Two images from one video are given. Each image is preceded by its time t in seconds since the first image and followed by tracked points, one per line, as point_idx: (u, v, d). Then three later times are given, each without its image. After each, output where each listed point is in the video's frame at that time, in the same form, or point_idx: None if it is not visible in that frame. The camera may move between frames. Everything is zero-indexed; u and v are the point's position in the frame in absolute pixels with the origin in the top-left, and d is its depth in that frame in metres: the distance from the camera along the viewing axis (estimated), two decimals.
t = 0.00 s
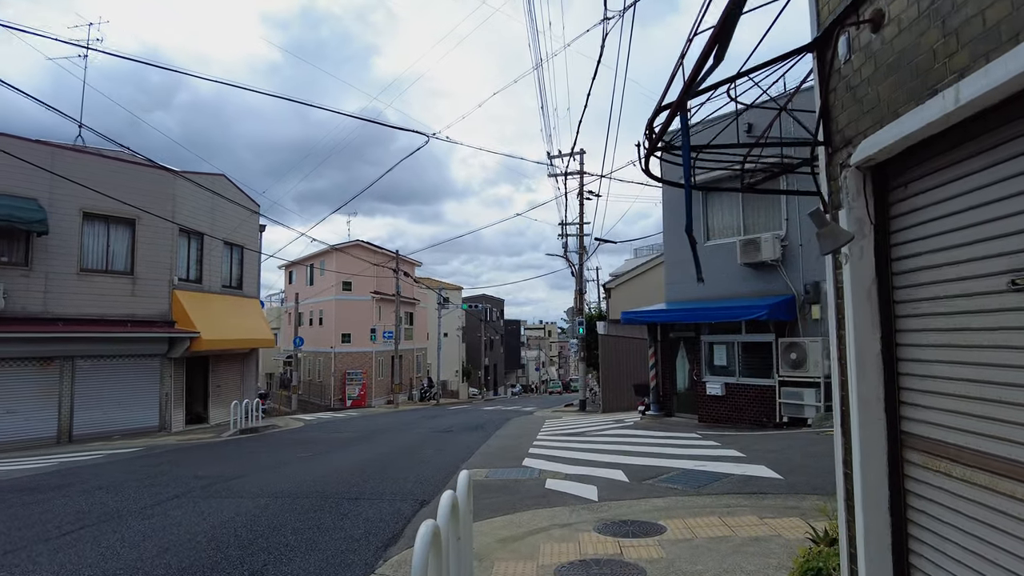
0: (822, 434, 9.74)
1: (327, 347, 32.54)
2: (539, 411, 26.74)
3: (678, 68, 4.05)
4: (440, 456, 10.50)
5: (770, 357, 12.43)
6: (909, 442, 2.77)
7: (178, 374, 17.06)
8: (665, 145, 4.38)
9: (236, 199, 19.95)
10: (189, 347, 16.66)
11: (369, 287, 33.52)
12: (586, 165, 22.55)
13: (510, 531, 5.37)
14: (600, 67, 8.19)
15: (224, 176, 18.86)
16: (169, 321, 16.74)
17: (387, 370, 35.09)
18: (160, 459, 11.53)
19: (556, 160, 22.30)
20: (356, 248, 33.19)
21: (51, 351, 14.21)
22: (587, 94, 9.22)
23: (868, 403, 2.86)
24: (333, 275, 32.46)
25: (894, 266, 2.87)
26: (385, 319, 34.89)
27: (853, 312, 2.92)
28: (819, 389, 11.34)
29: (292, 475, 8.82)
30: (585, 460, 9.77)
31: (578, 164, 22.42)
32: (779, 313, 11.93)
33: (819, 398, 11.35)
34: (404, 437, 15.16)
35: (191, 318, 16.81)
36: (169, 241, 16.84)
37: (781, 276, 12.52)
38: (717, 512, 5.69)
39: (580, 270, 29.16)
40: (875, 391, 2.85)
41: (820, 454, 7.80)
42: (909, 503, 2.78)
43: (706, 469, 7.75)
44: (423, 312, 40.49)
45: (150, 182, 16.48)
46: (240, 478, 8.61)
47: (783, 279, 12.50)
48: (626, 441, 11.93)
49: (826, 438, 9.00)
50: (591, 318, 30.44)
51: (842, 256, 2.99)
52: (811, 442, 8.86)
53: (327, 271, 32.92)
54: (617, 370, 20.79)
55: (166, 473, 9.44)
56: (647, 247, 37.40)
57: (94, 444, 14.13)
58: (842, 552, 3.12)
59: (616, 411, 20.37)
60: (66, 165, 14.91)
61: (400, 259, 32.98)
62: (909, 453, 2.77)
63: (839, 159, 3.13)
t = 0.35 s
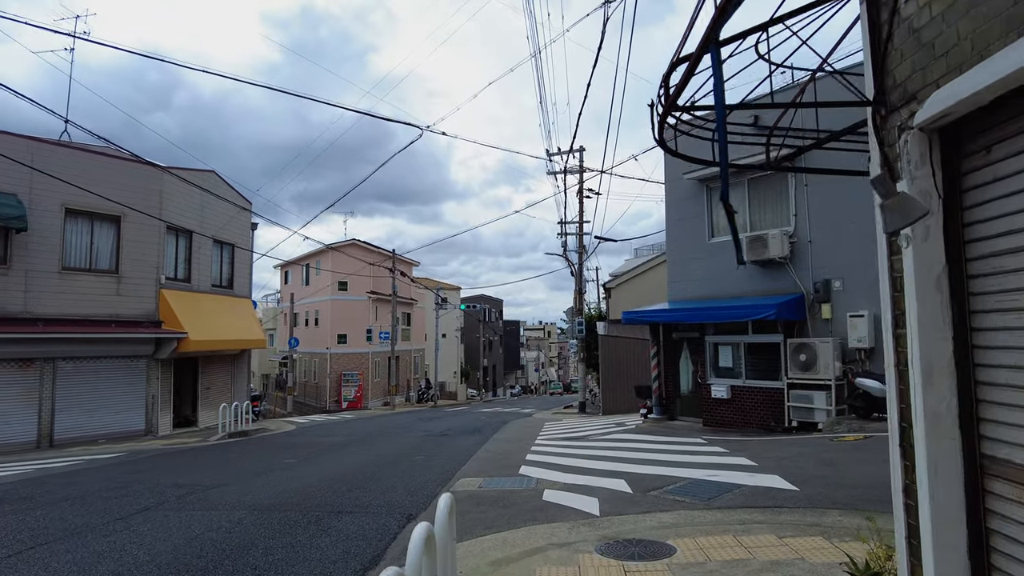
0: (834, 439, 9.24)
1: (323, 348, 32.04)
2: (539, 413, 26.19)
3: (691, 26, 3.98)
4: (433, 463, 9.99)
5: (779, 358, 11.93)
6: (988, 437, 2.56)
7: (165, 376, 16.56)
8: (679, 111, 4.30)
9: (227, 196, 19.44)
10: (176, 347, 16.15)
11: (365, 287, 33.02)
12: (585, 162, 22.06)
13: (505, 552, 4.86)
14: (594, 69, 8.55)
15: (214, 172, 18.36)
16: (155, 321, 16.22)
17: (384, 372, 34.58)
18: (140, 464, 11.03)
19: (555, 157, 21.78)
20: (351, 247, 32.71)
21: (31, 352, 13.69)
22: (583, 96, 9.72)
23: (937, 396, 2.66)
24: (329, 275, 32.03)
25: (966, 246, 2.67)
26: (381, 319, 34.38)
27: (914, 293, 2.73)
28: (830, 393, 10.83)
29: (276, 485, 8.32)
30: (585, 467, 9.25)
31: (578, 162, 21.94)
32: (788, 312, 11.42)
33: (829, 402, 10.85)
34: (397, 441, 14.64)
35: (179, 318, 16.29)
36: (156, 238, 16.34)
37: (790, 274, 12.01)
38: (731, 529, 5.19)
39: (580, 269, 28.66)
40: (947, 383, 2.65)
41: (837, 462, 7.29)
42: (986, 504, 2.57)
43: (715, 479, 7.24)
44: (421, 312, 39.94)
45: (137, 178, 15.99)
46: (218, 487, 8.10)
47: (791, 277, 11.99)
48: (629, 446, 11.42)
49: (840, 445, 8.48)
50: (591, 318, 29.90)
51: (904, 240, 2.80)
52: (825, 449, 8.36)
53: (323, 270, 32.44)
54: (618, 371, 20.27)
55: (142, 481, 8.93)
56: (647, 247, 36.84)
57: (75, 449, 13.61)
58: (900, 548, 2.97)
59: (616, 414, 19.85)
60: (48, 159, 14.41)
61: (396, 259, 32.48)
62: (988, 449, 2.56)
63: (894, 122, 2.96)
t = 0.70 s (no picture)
0: (849, 443, 8.67)
1: (318, 347, 31.51)
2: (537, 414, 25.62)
3: None
4: (423, 468, 9.43)
5: (787, 357, 11.39)
6: None
7: (151, 375, 16.03)
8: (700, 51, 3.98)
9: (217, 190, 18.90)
10: (161, 346, 15.60)
11: (361, 285, 32.49)
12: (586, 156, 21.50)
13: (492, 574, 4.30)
14: (599, 47, 8.55)
15: (204, 165, 17.81)
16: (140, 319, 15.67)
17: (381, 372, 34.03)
18: (116, 468, 10.48)
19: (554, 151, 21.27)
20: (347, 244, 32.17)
21: (7, 350, 13.13)
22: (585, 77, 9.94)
23: None
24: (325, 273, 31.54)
25: None
26: (378, 318, 33.85)
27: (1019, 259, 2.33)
28: (842, 393, 10.27)
29: (255, 492, 7.80)
30: (583, 472, 8.70)
31: (578, 157, 21.39)
32: (798, 309, 10.87)
33: (842, 403, 10.29)
34: (389, 444, 14.09)
35: (165, 316, 15.74)
36: (142, 233, 15.79)
37: (800, 269, 11.46)
38: (747, 548, 4.64)
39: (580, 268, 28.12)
40: None
41: (856, 469, 6.73)
42: None
43: (725, 487, 6.69)
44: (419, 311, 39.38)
45: (122, 171, 15.43)
46: (190, 494, 7.55)
47: (801, 272, 11.44)
48: (630, 449, 10.88)
49: (856, 450, 7.93)
50: (591, 318, 29.35)
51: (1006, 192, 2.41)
52: (840, 454, 7.81)
53: (319, 268, 31.93)
54: (618, 371, 19.71)
55: (111, 487, 8.37)
56: (647, 246, 36.28)
57: (53, 451, 13.06)
58: (995, 554, 2.61)
59: (616, 415, 19.29)
60: (28, 150, 13.84)
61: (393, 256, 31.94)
62: None
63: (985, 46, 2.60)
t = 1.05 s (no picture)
0: (863, 445, 8.18)
1: (313, 346, 30.98)
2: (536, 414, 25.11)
3: None
4: (412, 473, 8.92)
5: (795, 355, 10.91)
6: None
7: (135, 374, 15.51)
8: None
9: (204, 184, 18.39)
10: (146, 344, 15.09)
11: (356, 283, 31.98)
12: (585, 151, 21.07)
13: None
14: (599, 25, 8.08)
15: (191, 158, 17.32)
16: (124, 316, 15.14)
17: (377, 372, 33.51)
18: (90, 471, 9.97)
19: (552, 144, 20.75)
20: (342, 241, 31.62)
21: None
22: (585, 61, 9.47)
23: None
24: (319, 270, 30.95)
25: None
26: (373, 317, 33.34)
27: None
28: (854, 393, 9.79)
29: (231, 498, 7.29)
30: (582, 476, 8.19)
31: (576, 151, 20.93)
32: (807, 304, 10.38)
33: (853, 403, 9.80)
34: (380, 446, 13.60)
35: (149, 313, 15.22)
36: (126, 228, 15.27)
37: (807, 263, 10.99)
38: (765, 566, 4.13)
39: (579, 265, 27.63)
40: None
41: (875, 473, 6.23)
42: None
43: (734, 494, 6.19)
44: (415, 309, 38.87)
45: (106, 163, 14.91)
46: (160, 502, 7.04)
47: (809, 266, 10.96)
48: (631, 450, 10.38)
49: (873, 453, 7.42)
50: (590, 317, 28.86)
51: None
52: (855, 456, 7.33)
53: (313, 265, 31.36)
54: (618, 369, 19.20)
55: (79, 492, 7.87)
56: (647, 244, 35.84)
57: (30, 453, 12.54)
58: None
59: (616, 414, 18.79)
60: (6, 141, 13.31)
61: (389, 253, 31.44)
62: None
63: None
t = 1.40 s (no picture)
0: (882, 452, 7.69)
1: (308, 346, 30.52)
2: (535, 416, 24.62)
3: None
4: (404, 480, 8.44)
5: (806, 356, 10.42)
6: None
7: (120, 375, 15.01)
8: None
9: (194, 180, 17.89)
10: (132, 345, 14.59)
11: (353, 282, 31.49)
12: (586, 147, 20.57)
13: None
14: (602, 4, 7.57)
15: (180, 153, 16.82)
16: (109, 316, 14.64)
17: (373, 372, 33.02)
18: (67, 478, 9.48)
19: (552, 139, 20.23)
20: (338, 240, 31.13)
21: None
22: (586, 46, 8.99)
23: None
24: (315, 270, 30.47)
25: None
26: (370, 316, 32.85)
27: None
28: (869, 396, 9.31)
29: (207, 510, 6.79)
30: (584, 484, 7.71)
31: (577, 147, 20.45)
32: (819, 303, 9.89)
33: (869, 407, 9.31)
34: (374, 450, 13.12)
35: (135, 313, 14.72)
36: (111, 224, 14.79)
37: (819, 259, 10.51)
38: None
39: (579, 264, 27.14)
40: None
41: (904, 486, 5.72)
42: None
43: (751, 508, 5.69)
44: (413, 309, 38.35)
45: (91, 157, 14.43)
46: (130, 514, 6.54)
47: (820, 262, 10.48)
48: (635, 456, 9.90)
49: (895, 461, 6.94)
50: (590, 317, 28.37)
51: None
52: (876, 464, 6.83)
53: (309, 265, 30.87)
54: (619, 370, 18.70)
55: (49, 501, 7.38)
56: (648, 243, 35.34)
57: (9, 458, 12.04)
58: None
59: (617, 417, 18.29)
60: None
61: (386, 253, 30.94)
62: None
63: None
